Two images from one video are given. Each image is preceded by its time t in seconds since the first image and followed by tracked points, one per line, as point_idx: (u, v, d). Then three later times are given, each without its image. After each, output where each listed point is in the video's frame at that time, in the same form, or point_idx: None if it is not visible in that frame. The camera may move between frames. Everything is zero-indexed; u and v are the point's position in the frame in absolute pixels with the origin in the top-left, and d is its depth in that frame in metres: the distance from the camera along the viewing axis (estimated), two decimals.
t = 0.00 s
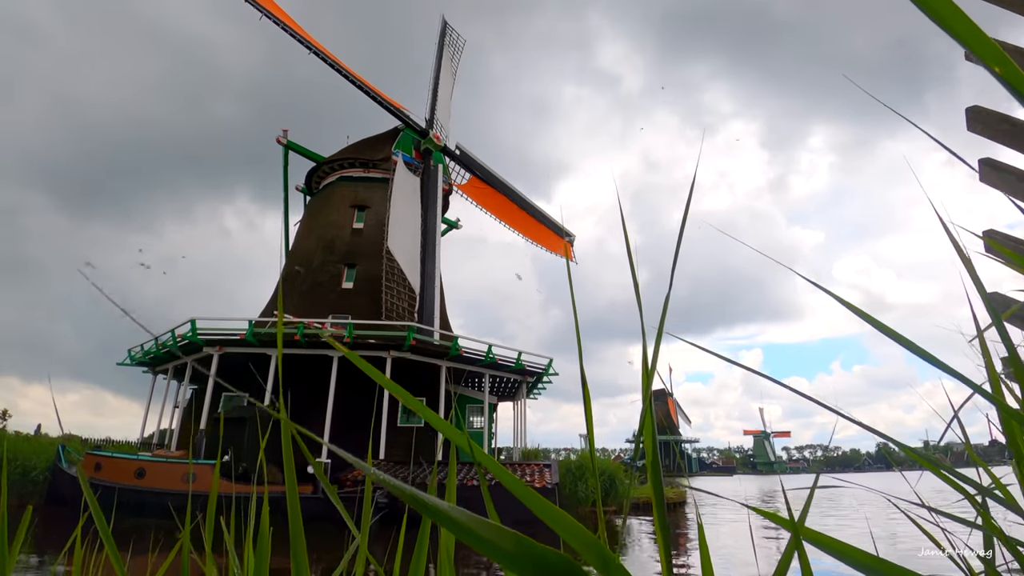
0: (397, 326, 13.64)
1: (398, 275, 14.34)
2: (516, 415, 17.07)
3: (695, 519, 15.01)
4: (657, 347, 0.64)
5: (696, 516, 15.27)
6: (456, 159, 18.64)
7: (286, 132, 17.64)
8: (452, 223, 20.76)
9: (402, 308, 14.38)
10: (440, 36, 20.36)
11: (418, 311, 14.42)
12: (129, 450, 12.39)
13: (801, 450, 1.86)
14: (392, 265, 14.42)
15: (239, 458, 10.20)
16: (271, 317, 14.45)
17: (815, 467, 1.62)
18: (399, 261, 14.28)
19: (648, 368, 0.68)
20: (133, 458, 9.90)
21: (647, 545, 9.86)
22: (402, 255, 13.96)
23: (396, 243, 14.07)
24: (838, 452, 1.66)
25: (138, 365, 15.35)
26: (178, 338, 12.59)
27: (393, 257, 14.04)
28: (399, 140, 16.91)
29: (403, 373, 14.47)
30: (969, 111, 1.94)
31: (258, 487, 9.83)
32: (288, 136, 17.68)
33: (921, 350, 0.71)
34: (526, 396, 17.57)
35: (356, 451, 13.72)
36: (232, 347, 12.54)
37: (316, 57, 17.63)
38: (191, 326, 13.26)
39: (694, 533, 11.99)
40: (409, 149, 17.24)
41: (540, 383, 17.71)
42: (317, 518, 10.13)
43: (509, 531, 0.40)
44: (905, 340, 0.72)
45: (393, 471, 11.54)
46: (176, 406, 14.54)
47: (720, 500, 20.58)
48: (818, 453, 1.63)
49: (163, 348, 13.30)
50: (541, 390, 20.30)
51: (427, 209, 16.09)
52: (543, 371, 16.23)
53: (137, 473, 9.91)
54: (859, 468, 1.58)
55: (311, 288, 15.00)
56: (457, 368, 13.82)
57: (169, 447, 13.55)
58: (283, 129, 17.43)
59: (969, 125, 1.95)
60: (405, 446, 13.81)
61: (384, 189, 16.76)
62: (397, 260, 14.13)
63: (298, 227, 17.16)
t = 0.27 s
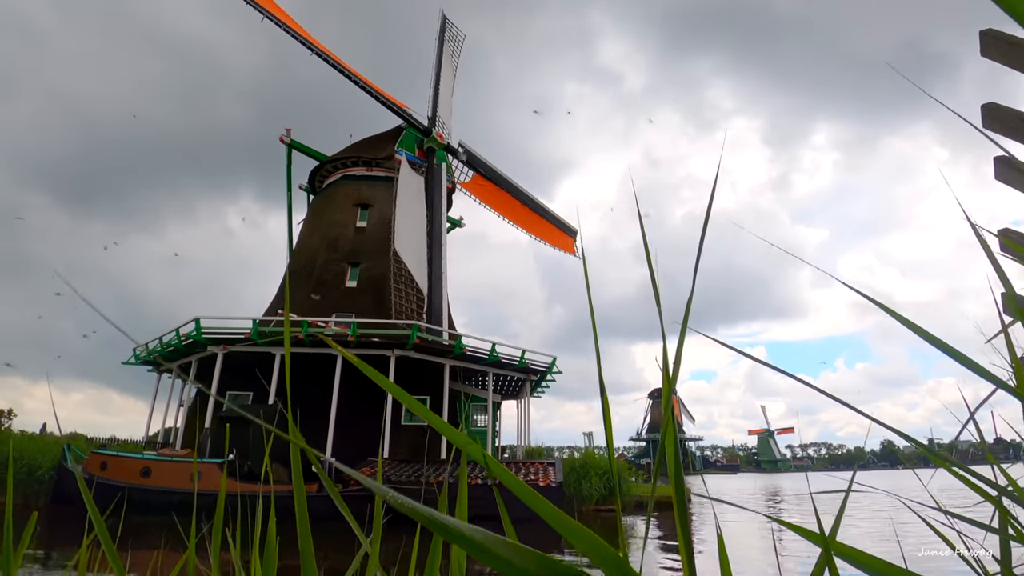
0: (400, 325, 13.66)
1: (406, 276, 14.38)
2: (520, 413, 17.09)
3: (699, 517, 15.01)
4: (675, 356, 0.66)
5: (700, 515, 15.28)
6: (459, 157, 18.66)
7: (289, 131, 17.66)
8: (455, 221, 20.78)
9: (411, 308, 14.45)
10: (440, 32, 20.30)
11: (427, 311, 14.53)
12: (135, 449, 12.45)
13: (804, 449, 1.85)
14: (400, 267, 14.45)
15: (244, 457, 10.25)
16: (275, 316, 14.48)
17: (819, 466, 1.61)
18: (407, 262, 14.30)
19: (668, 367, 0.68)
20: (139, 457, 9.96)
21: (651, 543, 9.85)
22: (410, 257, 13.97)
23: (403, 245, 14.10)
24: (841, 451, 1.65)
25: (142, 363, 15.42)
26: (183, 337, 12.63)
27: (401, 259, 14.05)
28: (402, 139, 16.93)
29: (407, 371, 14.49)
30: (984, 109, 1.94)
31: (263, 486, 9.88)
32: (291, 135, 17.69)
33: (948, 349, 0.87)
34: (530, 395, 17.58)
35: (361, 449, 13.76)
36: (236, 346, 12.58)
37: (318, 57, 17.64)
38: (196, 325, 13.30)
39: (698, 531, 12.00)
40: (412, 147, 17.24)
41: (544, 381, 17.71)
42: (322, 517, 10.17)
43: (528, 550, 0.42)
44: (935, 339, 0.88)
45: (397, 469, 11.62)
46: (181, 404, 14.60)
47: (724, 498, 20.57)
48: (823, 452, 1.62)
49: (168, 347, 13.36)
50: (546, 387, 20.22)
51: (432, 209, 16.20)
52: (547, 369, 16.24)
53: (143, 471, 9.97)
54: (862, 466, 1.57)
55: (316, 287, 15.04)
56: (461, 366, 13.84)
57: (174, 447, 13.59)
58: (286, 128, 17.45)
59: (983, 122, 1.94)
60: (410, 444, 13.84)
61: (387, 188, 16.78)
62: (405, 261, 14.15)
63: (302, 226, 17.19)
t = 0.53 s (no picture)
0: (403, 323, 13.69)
1: (414, 277, 14.52)
2: (523, 411, 17.11)
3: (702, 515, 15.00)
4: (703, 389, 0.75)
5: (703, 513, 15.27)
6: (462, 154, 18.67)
7: (292, 129, 17.66)
8: (459, 219, 20.78)
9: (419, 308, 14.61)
10: (440, 28, 20.24)
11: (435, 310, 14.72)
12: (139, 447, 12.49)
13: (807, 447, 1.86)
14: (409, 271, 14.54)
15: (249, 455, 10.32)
16: (279, 315, 14.49)
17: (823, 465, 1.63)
18: (414, 264, 14.41)
19: (688, 399, 0.78)
20: (144, 455, 10.01)
21: (655, 541, 9.87)
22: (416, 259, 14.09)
23: (410, 247, 14.20)
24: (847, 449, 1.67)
25: (147, 362, 15.45)
26: (187, 336, 12.66)
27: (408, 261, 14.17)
28: (405, 137, 16.96)
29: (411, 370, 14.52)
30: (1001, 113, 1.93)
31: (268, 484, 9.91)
32: (294, 133, 17.69)
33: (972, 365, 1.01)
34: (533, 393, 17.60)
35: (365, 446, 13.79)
36: (240, 344, 12.60)
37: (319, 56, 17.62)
38: (200, 324, 13.33)
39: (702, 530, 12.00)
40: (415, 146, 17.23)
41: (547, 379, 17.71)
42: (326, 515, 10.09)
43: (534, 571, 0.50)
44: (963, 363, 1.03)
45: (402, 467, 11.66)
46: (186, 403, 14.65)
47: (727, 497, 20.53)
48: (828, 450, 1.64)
49: (172, 346, 13.39)
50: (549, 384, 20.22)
51: (436, 207, 16.30)
52: (551, 367, 16.26)
53: (148, 470, 10.02)
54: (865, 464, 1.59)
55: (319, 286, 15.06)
56: (464, 364, 13.86)
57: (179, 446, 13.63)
58: (289, 126, 17.45)
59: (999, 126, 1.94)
60: (413, 442, 13.87)
61: (390, 187, 16.78)
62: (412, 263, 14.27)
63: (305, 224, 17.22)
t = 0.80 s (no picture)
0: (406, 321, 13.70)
1: (420, 276, 14.74)
2: (526, 407, 17.12)
3: (704, 512, 15.00)
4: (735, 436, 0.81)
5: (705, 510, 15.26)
6: (464, 151, 18.67)
7: (293, 126, 17.64)
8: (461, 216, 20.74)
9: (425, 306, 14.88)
10: (440, 23, 20.20)
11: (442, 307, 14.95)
12: (142, 446, 12.53)
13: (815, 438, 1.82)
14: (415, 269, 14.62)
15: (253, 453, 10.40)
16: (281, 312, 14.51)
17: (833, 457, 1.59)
18: (420, 263, 14.61)
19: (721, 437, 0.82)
20: (147, 453, 10.05)
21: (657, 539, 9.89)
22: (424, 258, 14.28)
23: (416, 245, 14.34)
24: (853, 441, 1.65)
25: (149, 360, 15.49)
26: (189, 333, 12.69)
27: (415, 259, 14.37)
28: (406, 135, 17.00)
29: (413, 367, 14.51)
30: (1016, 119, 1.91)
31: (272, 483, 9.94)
32: (295, 130, 17.66)
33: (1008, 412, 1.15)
34: (535, 390, 17.62)
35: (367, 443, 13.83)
36: (242, 341, 12.61)
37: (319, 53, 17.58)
38: (202, 321, 13.34)
39: (704, 527, 12.01)
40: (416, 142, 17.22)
41: (549, 376, 17.71)
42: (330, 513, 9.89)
43: None
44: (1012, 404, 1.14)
45: (404, 464, 11.72)
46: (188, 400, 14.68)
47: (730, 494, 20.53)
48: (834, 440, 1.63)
49: (174, 344, 13.40)
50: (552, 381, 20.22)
51: (440, 202, 16.38)
52: (553, 364, 16.24)
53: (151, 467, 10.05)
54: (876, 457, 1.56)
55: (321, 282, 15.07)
56: (467, 361, 13.87)
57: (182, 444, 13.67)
58: (290, 123, 17.43)
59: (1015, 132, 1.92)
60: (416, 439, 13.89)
61: (392, 184, 16.77)
62: (419, 262, 14.47)
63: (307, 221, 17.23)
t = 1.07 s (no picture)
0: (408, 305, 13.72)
1: (425, 263, 15.20)
2: (528, 391, 17.21)
3: (704, 494, 15.14)
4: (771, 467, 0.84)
5: (704, 493, 15.40)
6: (465, 133, 18.57)
7: (293, 109, 17.50)
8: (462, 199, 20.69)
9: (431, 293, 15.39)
10: (438, 2, 19.92)
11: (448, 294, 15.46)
12: (147, 431, 12.63)
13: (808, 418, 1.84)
14: (421, 258, 15.16)
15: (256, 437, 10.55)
16: (283, 297, 14.52)
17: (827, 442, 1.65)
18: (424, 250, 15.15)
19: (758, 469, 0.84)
20: (152, 438, 10.12)
21: (658, 521, 10.01)
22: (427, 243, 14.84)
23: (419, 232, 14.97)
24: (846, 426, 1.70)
25: (152, 344, 15.56)
26: (191, 319, 12.72)
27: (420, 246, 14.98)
28: (406, 118, 16.94)
29: (416, 352, 14.53)
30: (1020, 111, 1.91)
31: (276, 467, 10.01)
32: (295, 113, 17.53)
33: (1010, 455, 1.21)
34: (537, 373, 17.71)
35: (370, 426, 13.94)
36: (244, 326, 12.64)
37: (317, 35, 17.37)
38: (205, 307, 13.36)
39: (705, 509, 12.14)
40: (417, 126, 17.13)
41: (551, 360, 17.78)
42: (334, 497, 9.94)
43: None
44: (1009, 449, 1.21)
45: (406, 448, 11.83)
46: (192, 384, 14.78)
47: (730, 476, 20.70)
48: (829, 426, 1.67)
49: (177, 329, 13.45)
50: (554, 364, 20.29)
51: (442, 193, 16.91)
52: (554, 348, 16.29)
53: (156, 453, 10.12)
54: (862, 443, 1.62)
55: (322, 267, 15.07)
56: (469, 346, 13.91)
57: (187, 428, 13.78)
58: (290, 106, 17.30)
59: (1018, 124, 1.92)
60: (419, 423, 13.99)
61: (393, 167, 16.68)
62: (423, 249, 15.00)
63: (308, 205, 17.18)
